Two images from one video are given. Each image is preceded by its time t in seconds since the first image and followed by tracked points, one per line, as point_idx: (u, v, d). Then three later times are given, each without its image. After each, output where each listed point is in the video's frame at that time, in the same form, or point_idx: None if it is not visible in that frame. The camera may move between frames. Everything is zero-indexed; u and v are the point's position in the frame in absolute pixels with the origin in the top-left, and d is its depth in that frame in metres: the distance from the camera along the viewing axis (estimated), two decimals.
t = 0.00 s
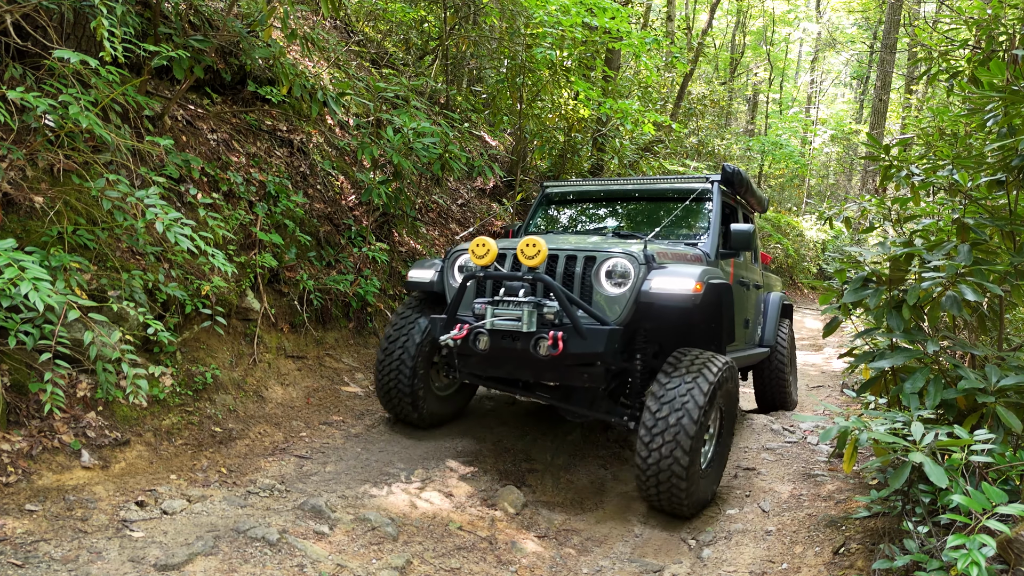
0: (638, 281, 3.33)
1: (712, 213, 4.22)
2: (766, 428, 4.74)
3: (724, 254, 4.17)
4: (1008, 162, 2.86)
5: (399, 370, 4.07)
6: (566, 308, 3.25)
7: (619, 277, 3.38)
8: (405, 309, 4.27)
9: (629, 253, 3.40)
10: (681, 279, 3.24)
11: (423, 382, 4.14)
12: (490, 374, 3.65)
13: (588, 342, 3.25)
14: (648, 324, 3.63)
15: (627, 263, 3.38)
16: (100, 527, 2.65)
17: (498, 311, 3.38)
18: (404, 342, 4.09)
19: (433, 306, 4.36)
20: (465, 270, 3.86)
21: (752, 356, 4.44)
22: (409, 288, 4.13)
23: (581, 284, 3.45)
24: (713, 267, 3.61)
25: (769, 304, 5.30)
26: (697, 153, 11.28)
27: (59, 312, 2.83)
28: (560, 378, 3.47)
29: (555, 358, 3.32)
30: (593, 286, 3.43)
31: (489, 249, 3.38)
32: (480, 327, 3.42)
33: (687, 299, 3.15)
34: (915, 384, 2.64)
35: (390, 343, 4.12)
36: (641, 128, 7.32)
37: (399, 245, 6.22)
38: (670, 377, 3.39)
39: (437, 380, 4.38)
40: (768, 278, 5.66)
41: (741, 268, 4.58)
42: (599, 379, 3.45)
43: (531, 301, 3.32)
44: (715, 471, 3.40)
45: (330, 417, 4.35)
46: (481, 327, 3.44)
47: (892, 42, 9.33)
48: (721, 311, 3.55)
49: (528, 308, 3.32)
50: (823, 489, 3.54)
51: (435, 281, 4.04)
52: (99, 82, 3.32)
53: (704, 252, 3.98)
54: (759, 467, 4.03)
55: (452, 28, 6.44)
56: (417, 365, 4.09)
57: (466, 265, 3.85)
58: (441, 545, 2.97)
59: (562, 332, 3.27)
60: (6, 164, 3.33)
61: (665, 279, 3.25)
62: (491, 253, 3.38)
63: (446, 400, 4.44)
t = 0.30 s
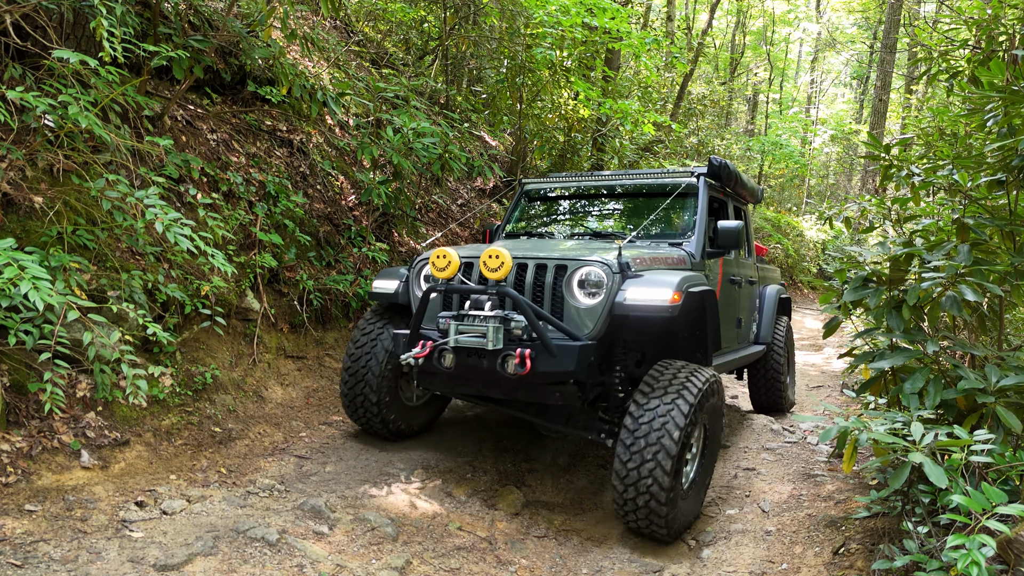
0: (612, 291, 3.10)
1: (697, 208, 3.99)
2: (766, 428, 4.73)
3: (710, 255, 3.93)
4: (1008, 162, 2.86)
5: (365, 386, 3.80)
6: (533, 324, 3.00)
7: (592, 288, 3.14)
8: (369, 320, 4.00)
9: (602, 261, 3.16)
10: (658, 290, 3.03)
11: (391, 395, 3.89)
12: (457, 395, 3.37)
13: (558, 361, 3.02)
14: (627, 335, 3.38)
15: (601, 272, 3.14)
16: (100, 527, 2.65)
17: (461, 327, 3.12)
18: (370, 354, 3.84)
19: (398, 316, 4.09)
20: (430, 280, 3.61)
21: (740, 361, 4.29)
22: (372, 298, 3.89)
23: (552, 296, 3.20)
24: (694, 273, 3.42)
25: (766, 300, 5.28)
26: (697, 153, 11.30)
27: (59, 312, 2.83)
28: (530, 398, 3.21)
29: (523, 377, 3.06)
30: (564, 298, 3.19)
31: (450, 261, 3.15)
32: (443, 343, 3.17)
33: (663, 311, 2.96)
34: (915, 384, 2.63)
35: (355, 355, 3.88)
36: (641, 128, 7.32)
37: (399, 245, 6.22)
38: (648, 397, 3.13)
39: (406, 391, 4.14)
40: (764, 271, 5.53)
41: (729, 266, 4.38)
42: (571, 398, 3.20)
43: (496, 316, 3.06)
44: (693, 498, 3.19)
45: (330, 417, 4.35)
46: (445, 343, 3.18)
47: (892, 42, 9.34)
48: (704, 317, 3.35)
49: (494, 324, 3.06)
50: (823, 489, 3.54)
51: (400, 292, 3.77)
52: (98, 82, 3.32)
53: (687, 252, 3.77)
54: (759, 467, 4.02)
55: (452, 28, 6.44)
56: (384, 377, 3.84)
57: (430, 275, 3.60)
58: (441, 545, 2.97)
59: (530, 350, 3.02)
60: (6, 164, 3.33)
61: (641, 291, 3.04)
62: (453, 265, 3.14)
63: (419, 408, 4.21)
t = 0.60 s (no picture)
0: (596, 302, 2.92)
1: (694, 209, 3.92)
2: (766, 428, 4.72)
3: (704, 257, 3.87)
4: (1008, 162, 2.86)
5: (337, 394, 3.64)
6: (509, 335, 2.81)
7: (575, 298, 2.96)
8: (344, 325, 3.80)
9: (587, 271, 2.97)
10: (645, 302, 2.85)
11: (364, 405, 3.70)
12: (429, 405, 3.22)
13: (536, 376, 2.81)
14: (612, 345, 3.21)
15: (586, 281, 2.95)
16: (100, 527, 2.65)
17: (434, 337, 2.93)
18: (344, 362, 3.65)
19: (375, 319, 3.90)
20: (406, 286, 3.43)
21: (734, 368, 4.18)
22: (346, 299, 3.67)
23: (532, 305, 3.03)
24: (685, 283, 3.27)
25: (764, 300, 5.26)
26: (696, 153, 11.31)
27: (59, 312, 2.83)
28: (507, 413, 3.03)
29: (498, 392, 2.88)
30: (545, 307, 3.00)
31: (423, 266, 3.00)
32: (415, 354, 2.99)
33: (648, 326, 2.78)
34: (915, 385, 2.63)
35: (326, 363, 3.67)
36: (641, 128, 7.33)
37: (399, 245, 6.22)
38: (629, 422, 2.92)
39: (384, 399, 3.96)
40: (763, 270, 5.49)
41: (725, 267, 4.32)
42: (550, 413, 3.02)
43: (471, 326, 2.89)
44: (681, 520, 3.04)
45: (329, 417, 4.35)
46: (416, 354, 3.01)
47: (892, 42, 9.34)
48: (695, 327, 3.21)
49: (469, 334, 2.88)
50: (823, 489, 3.54)
51: (375, 294, 3.53)
52: (98, 83, 3.32)
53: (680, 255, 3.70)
54: (759, 467, 4.02)
55: (452, 28, 6.44)
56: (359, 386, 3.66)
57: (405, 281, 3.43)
58: (440, 545, 2.97)
59: (506, 363, 2.83)
60: (5, 164, 3.33)
61: (627, 305, 2.86)
62: (427, 269, 3.00)
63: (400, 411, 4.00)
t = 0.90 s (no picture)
0: (580, 304, 2.81)
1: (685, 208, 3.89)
2: (766, 428, 4.72)
3: (696, 257, 3.84)
4: (1008, 162, 2.86)
5: (314, 400, 3.47)
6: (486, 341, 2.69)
7: (558, 300, 2.86)
8: (319, 326, 3.60)
9: (570, 271, 2.87)
10: (630, 305, 2.74)
11: (341, 411, 3.52)
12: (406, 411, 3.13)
13: (513, 384, 2.70)
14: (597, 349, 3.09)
15: (568, 282, 2.84)
16: (100, 527, 2.65)
17: (408, 342, 2.80)
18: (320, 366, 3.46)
19: (354, 319, 3.70)
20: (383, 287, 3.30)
21: (727, 371, 4.10)
22: (320, 302, 3.45)
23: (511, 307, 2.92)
24: (674, 284, 3.17)
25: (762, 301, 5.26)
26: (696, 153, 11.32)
27: (59, 312, 2.83)
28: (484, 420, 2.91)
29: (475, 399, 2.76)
30: (526, 309, 2.90)
31: (394, 267, 2.90)
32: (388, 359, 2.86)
33: (633, 330, 2.66)
34: (915, 385, 2.63)
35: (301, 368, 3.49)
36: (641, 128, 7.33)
37: (399, 245, 6.21)
38: (616, 432, 2.81)
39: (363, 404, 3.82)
40: (760, 269, 5.46)
41: (718, 267, 4.28)
42: (530, 421, 2.90)
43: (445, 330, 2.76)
44: (670, 533, 2.93)
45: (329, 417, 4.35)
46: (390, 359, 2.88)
47: (892, 42, 9.34)
48: (685, 328, 3.10)
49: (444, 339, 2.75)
50: (823, 489, 3.54)
51: (349, 295, 3.34)
52: (98, 82, 3.32)
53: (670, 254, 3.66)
54: (759, 467, 4.02)
55: (452, 28, 6.44)
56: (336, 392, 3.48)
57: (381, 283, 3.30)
58: (440, 546, 2.96)
59: (482, 370, 2.71)
60: (6, 164, 3.33)
61: (611, 307, 2.74)
62: (398, 269, 2.90)
63: (385, 416, 3.91)
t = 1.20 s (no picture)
0: (565, 306, 2.78)
1: (680, 206, 3.89)
2: (766, 428, 4.71)
3: (691, 255, 3.83)
4: (1008, 162, 2.86)
5: (295, 405, 3.38)
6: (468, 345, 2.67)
7: (543, 301, 2.83)
8: (301, 329, 3.52)
9: (555, 272, 2.84)
10: (618, 308, 2.70)
11: (323, 416, 3.44)
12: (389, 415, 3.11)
13: (496, 389, 2.68)
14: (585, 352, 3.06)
15: (554, 283, 2.81)
16: (100, 527, 2.65)
17: (389, 345, 2.78)
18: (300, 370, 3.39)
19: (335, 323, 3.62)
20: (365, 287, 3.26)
21: (722, 372, 4.06)
22: (301, 302, 3.42)
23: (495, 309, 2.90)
24: (665, 285, 3.13)
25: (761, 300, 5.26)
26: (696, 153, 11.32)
27: (59, 312, 2.83)
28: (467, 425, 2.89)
29: (458, 404, 2.74)
30: (511, 311, 2.87)
31: (373, 268, 2.83)
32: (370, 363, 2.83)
33: (622, 332, 2.64)
34: (915, 384, 2.63)
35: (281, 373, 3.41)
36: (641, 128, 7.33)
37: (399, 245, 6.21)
38: (605, 438, 2.77)
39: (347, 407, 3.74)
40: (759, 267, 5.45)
41: (714, 265, 4.26)
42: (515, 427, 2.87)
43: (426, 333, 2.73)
44: (662, 540, 2.90)
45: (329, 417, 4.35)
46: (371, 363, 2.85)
47: (892, 42, 9.34)
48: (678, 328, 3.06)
49: (425, 342, 2.72)
50: (823, 489, 3.54)
51: (330, 297, 3.30)
52: (98, 83, 3.32)
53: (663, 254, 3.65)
54: (759, 467, 4.02)
55: (452, 28, 6.44)
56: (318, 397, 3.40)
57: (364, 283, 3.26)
58: (440, 546, 2.96)
59: (464, 374, 2.69)
60: (6, 164, 3.33)
61: (599, 310, 2.71)
62: (376, 271, 2.83)
63: (376, 416, 3.84)
